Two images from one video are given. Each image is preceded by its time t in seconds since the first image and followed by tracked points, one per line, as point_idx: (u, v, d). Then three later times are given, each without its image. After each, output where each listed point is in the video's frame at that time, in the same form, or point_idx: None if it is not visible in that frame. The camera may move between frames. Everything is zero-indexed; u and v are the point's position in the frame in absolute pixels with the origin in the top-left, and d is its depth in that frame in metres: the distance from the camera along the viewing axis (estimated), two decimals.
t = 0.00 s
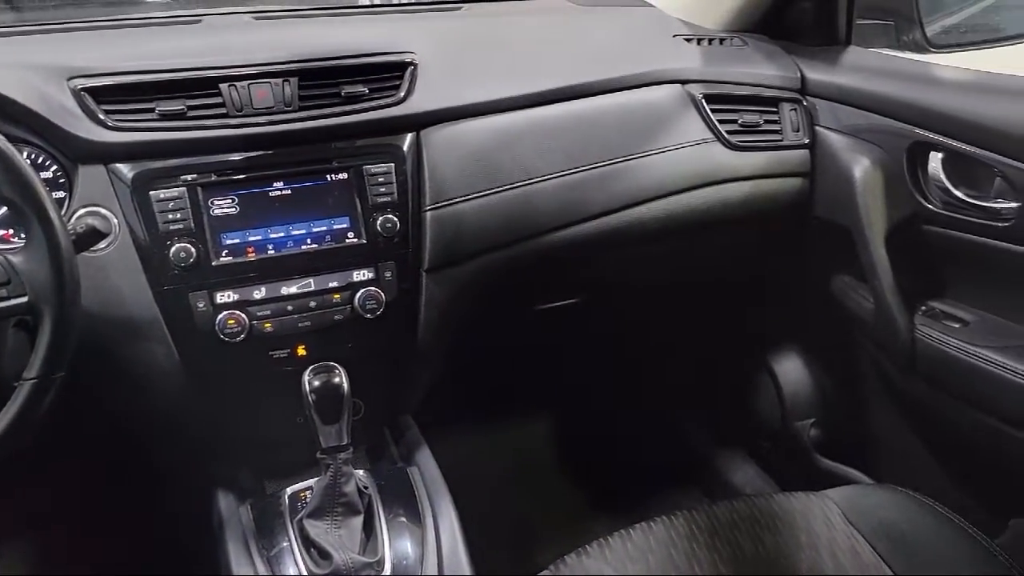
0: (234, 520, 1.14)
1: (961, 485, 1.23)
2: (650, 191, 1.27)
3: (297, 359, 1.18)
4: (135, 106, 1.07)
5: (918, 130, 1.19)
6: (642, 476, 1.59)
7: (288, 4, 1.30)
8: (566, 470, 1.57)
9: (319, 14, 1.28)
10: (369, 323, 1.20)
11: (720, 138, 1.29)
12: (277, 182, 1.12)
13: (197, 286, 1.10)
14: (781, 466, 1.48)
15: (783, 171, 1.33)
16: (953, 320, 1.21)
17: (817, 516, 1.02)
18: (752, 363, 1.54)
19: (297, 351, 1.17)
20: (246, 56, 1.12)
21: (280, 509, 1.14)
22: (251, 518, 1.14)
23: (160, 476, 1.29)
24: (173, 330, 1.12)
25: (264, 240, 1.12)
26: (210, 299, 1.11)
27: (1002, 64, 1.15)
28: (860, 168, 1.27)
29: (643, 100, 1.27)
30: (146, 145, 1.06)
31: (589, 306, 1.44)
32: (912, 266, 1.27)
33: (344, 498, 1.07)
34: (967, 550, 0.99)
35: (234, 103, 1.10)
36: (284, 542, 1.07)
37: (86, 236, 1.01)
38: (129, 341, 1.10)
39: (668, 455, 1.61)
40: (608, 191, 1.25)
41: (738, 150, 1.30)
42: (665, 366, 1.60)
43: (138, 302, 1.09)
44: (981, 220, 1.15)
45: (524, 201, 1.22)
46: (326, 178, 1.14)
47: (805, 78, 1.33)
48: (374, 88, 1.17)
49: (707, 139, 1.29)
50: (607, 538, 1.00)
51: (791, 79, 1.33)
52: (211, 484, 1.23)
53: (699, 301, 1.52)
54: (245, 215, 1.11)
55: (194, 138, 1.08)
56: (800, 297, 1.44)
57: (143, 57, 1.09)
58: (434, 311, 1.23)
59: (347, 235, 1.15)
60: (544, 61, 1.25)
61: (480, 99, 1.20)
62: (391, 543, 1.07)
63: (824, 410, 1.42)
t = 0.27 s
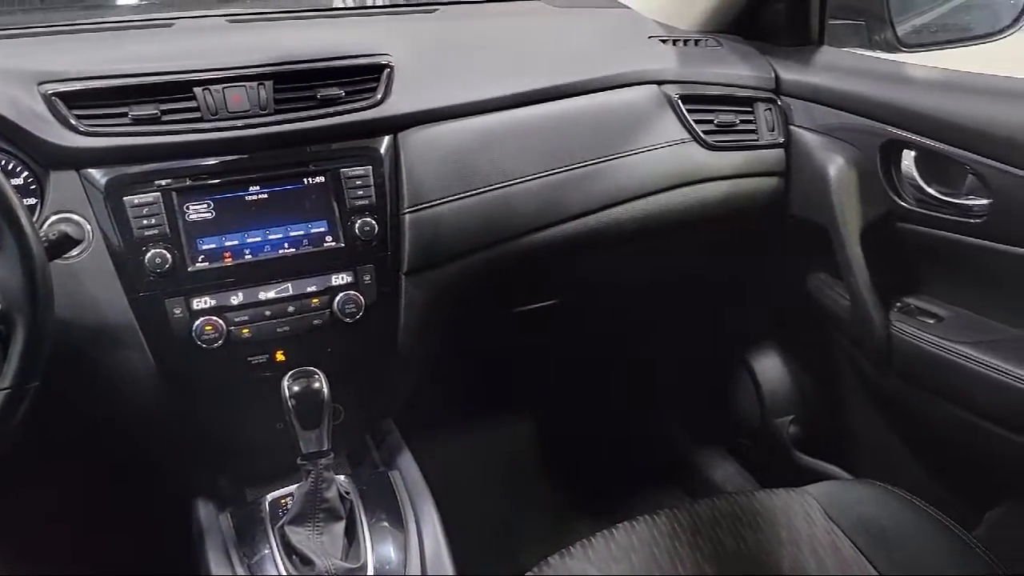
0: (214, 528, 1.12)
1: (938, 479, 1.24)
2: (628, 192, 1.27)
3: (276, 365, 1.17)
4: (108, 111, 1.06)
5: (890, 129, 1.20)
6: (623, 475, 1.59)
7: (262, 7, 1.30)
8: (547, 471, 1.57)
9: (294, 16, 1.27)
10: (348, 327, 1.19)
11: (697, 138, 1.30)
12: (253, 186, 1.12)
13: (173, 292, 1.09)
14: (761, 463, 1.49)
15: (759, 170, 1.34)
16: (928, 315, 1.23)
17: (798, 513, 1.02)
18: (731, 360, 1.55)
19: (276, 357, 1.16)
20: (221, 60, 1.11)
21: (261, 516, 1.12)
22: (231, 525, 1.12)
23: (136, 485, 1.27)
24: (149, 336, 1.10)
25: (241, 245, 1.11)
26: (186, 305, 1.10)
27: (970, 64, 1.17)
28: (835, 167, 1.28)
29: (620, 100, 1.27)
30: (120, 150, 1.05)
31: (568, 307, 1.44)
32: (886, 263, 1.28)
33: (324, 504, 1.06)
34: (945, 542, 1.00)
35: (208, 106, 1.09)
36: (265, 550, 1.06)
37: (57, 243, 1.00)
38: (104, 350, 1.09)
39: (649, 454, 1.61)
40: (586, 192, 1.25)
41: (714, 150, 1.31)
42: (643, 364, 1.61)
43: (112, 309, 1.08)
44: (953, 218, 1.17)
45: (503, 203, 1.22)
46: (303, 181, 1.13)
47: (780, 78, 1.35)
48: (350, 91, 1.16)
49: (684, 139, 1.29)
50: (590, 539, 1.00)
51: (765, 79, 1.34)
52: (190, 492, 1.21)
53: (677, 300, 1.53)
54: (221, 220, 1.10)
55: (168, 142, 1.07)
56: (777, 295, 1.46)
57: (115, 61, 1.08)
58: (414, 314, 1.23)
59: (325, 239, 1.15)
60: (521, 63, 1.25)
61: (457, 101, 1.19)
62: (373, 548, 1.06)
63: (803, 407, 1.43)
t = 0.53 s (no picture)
0: (192, 536, 1.11)
1: (915, 472, 1.26)
2: (605, 192, 1.27)
3: (253, 370, 1.16)
4: (78, 115, 1.04)
5: (862, 127, 1.22)
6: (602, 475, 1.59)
7: (233, 10, 1.28)
8: (528, 473, 1.57)
9: (267, 19, 1.27)
10: (325, 332, 1.18)
11: (673, 138, 1.31)
12: (228, 190, 1.10)
13: (148, 298, 1.08)
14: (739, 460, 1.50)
15: (734, 170, 1.35)
16: (902, 311, 1.24)
17: (778, 509, 1.03)
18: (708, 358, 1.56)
19: (254, 362, 1.15)
20: (193, 63, 1.10)
21: (240, 523, 1.11)
22: (210, 533, 1.11)
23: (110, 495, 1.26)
24: (123, 343, 1.09)
25: (216, 250, 1.10)
26: (161, 312, 1.09)
27: (939, 61, 1.19)
28: (809, 166, 1.29)
29: (596, 101, 1.28)
30: (91, 155, 1.03)
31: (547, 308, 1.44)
32: (860, 260, 1.30)
33: (304, 509, 1.06)
34: (925, 534, 1.00)
35: (181, 110, 1.07)
36: (245, 557, 1.05)
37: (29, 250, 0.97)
38: (77, 358, 1.07)
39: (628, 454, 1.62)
40: (563, 193, 1.26)
41: (690, 150, 1.31)
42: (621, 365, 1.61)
43: (85, 316, 1.06)
44: (926, 214, 1.18)
45: (481, 205, 1.22)
46: (278, 185, 1.12)
47: (753, 78, 1.36)
48: (325, 94, 1.15)
49: (660, 140, 1.30)
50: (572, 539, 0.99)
51: (739, 79, 1.36)
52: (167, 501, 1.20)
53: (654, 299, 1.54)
54: (196, 225, 1.09)
55: (141, 147, 1.05)
56: (752, 293, 1.47)
57: (85, 65, 1.06)
58: (392, 318, 1.22)
59: (302, 243, 1.14)
60: (497, 64, 1.25)
61: (433, 104, 1.19)
62: (354, 554, 1.05)
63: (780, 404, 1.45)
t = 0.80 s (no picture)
0: (167, 547, 1.10)
1: (889, 468, 1.28)
2: (579, 195, 1.28)
3: (227, 378, 1.15)
4: (44, 122, 1.02)
5: (832, 128, 1.23)
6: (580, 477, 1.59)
7: (203, 14, 1.27)
8: (505, 476, 1.56)
9: (237, 23, 1.25)
10: (300, 338, 1.17)
11: (646, 140, 1.31)
12: (199, 196, 1.09)
13: (119, 307, 1.06)
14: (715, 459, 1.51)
15: (707, 171, 1.35)
16: (873, 309, 1.26)
17: (754, 506, 1.03)
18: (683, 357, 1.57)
19: (228, 369, 1.14)
20: (163, 68, 1.09)
21: (216, 532, 1.10)
22: (185, 543, 1.10)
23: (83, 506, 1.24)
24: (94, 353, 1.07)
25: (189, 257, 1.09)
26: (132, 320, 1.07)
27: (906, 61, 1.20)
28: (781, 167, 1.30)
29: (569, 104, 1.28)
30: (58, 162, 1.01)
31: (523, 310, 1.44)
32: (833, 258, 1.31)
33: (281, 518, 1.04)
34: (901, 530, 1.01)
35: (150, 116, 1.06)
36: (222, 568, 1.04)
37: None
38: (46, 368, 1.05)
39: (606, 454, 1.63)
40: (538, 195, 1.26)
41: (663, 151, 1.32)
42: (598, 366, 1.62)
43: (54, 326, 1.04)
44: (896, 213, 1.20)
45: (456, 208, 1.21)
46: (250, 191, 1.11)
47: (725, 80, 1.37)
48: (297, 98, 1.14)
49: (633, 142, 1.31)
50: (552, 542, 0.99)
51: (711, 81, 1.37)
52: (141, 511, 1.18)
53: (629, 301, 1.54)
54: (167, 232, 1.07)
55: (110, 153, 1.03)
56: (727, 293, 1.48)
57: (51, 70, 1.04)
58: (368, 323, 1.21)
59: (275, 249, 1.13)
60: (470, 67, 1.25)
61: (406, 107, 1.19)
62: (333, 562, 1.03)
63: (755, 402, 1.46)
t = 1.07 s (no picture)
0: (138, 558, 1.08)
1: (861, 464, 1.29)
2: (551, 196, 1.27)
3: (197, 386, 1.13)
4: (6, 128, 1.00)
5: (800, 127, 1.24)
6: (555, 479, 1.59)
7: (169, 17, 1.26)
8: (480, 480, 1.56)
9: (203, 26, 1.24)
10: (272, 344, 1.16)
11: (617, 140, 1.32)
12: (166, 202, 1.07)
13: (85, 315, 1.04)
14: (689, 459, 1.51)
15: (678, 171, 1.36)
16: (843, 306, 1.27)
17: (729, 503, 1.04)
18: (657, 356, 1.57)
19: (198, 377, 1.12)
20: (127, 71, 1.07)
21: (188, 542, 1.09)
22: (157, 554, 1.08)
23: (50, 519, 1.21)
24: (59, 362, 1.05)
25: (156, 263, 1.07)
26: (99, 328, 1.05)
27: (873, 61, 1.20)
28: (751, 166, 1.31)
29: (540, 105, 1.28)
30: (20, 168, 0.99)
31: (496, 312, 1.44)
32: (803, 257, 1.32)
33: (255, 525, 1.01)
34: (872, 523, 1.02)
35: (115, 120, 1.04)
36: None
37: None
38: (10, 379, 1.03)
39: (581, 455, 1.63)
40: (510, 197, 1.25)
41: (634, 152, 1.32)
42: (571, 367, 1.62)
43: (18, 335, 1.02)
44: (865, 211, 1.20)
45: (428, 211, 1.21)
46: (219, 195, 1.10)
47: (694, 81, 1.38)
48: (265, 101, 1.13)
49: (604, 143, 1.31)
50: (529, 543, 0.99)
51: (680, 82, 1.37)
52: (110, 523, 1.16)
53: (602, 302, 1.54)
54: (134, 238, 1.06)
55: (74, 158, 1.02)
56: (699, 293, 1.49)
57: (12, 74, 1.02)
58: (340, 327, 1.20)
59: (245, 254, 1.11)
60: (440, 70, 1.24)
61: (376, 110, 1.18)
62: (308, 568, 1.03)
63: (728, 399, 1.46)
